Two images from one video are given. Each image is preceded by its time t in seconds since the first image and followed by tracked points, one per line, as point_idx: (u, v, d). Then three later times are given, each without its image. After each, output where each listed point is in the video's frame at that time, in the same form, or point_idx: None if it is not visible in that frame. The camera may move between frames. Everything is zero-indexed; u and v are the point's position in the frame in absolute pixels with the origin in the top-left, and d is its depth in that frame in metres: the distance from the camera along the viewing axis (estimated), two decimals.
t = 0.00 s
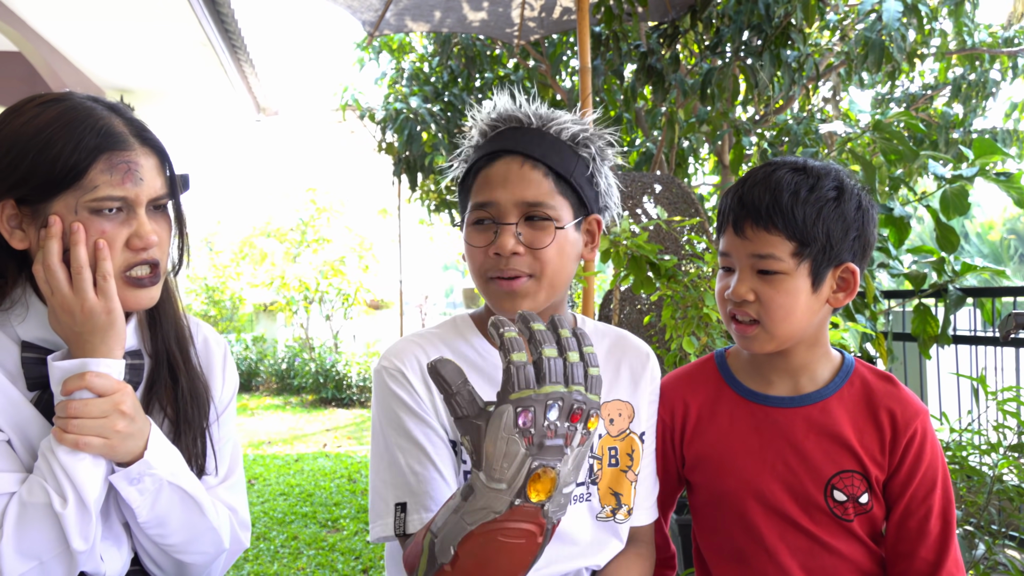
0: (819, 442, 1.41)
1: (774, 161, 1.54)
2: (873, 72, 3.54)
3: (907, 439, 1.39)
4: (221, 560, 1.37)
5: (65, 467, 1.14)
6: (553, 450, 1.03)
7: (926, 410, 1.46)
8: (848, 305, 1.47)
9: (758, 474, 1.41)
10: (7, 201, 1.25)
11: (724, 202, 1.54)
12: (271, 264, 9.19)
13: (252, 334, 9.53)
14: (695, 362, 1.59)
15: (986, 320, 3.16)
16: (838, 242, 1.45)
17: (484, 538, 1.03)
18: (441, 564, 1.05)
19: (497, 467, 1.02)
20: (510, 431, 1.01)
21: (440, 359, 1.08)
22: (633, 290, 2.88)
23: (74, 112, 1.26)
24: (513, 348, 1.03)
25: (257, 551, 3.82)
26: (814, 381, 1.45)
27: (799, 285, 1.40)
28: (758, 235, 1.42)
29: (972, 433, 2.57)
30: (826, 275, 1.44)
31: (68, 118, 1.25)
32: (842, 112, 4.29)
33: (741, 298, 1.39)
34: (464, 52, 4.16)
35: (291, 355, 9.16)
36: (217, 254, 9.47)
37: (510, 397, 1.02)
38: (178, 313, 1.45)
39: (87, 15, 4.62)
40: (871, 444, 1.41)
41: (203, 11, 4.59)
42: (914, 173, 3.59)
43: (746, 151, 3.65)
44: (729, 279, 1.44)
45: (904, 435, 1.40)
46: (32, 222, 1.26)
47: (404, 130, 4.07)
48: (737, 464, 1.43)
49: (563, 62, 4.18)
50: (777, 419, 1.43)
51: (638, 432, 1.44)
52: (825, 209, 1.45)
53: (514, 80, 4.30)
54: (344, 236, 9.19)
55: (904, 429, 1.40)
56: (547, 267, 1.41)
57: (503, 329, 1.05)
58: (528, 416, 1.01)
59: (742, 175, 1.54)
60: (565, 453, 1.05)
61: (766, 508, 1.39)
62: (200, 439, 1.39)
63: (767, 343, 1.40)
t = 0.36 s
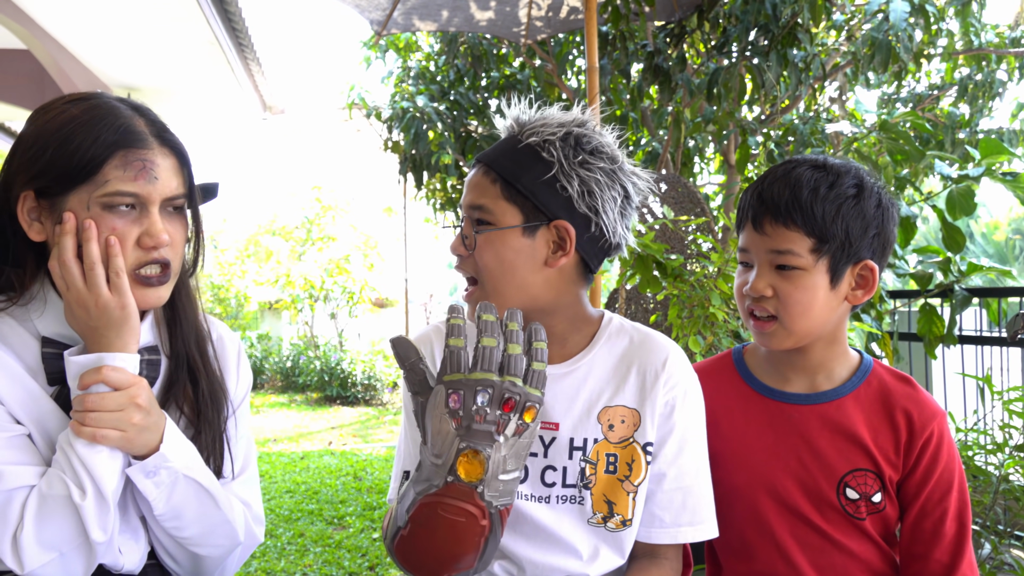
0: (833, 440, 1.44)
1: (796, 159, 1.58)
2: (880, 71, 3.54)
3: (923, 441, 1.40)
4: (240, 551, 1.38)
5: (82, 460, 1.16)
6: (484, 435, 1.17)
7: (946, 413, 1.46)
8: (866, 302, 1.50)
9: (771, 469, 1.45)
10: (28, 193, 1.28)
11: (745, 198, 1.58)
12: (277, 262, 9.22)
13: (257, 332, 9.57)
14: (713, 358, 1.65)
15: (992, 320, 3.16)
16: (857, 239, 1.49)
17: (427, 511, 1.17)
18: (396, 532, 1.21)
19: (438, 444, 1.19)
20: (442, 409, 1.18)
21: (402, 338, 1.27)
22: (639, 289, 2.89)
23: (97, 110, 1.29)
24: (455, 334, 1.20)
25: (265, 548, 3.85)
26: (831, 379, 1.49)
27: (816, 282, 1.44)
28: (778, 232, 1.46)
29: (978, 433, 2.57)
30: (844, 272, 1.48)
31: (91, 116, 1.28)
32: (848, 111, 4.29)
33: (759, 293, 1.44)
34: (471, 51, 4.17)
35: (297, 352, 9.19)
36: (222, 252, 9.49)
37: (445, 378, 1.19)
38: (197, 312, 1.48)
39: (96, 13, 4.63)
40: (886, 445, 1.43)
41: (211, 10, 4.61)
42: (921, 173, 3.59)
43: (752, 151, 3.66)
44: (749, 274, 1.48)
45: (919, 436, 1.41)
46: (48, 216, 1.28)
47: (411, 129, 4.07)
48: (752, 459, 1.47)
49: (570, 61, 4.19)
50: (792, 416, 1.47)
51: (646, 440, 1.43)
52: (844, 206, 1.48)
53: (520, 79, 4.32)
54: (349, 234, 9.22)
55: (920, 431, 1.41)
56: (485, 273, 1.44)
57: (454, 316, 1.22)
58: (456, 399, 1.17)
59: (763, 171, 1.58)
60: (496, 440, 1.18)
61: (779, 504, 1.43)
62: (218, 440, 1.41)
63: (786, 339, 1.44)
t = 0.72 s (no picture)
0: (843, 431, 1.46)
1: (818, 154, 1.58)
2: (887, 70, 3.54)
3: (933, 432, 1.42)
4: (248, 489, 1.39)
5: (81, 393, 1.18)
6: (493, 439, 1.18)
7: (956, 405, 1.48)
8: (877, 302, 1.51)
9: (781, 461, 1.47)
10: (11, 150, 1.29)
11: (763, 191, 1.59)
12: (283, 260, 9.24)
13: (263, 331, 9.59)
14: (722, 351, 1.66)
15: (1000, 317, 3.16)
16: (873, 239, 1.49)
17: (436, 508, 1.19)
18: (405, 530, 1.23)
19: (447, 445, 1.20)
20: (452, 413, 1.19)
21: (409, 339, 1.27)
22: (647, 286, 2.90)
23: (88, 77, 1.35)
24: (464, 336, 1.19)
25: (273, 545, 3.87)
26: (841, 372, 1.50)
27: (828, 279, 1.45)
28: (793, 226, 1.47)
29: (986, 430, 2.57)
30: (857, 271, 1.49)
31: (79, 80, 1.34)
32: (854, 110, 4.29)
33: (770, 287, 1.46)
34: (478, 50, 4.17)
35: (303, 351, 9.21)
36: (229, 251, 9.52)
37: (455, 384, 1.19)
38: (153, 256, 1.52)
39: (104, 13, 4.65)
40: (896, 436, 1.44)
41: (219, 10, 4.63)
42: (927, 170, 3.59)
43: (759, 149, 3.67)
44: (762, 267, 1.50)
45: (929, 428, 1.42)
46: (34, 170, 1.31)
47: (418, 128, 4.08)
48: (762, 450, 1.49)
49: (576, 60, 4.20)
50: (801, 408, 1.49)
51: (655, 438, 1.44)
52: (862, 205, 1.49)
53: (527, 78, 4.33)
54: (355, 233, 9.26)
55: (930, 422, 1.42)
56: (496, 279, 1.44)
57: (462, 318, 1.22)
58: (467, 403, 1.18)
59: (784, 165, 1.59)
60: (505, 443, 1.19)
61: (790, 495, 1.45)
62: (207, 374, 1.46)
63: (793, 333, 1.46)
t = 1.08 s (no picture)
0: (853, 429, 1.47)
1: (830, 152, 1.60)
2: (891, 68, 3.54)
3: (943, 429, 1.43)
4: (255, 483, 1.41)
5: (81, 393, 1.20)
6: (484, 441, 1.21)
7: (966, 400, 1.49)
8: (888, 300, 1.52)
9: (792, 460, 1.49)
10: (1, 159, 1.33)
11: (774, 188, 1.61)
12: (288, 261, 9.28)
13: (269, 332, 9.63)
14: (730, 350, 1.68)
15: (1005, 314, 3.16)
16: (885, 237, 1.51)
17: (432, 510, 1.21)
18: (405, 531, 1.24)
19: (440, 447, 1.23)
20: (443, 412, 1.23)
21: (407, 343, 1.32)
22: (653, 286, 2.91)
23: (71, 84, 1.39)
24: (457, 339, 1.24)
25: (283, 545, 3.89)
26: (851, 370, 1.51)
27: (839, 276, 1.47)
28: (805, 223, 1.49)
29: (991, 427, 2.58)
30: (869, 269, 1.50)
31: (59, 87, 1.37)
32: (859, 108, 4.29)
33: (781, 283, 1.48)
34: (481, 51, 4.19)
35: (309, 352, 9.25)
36: (234, 253, 9.55)
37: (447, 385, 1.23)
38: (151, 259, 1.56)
39: (110, 16, 4.68)
40: (906, 434, 1.45)
41: (224, 13, 4.66)
42: (931, 168, 3.59)
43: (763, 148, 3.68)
44: (773, 263, 1.52)
45: (939, 425, 1.44)
46: (26, 177, 1.34)
47: (423, 129, 4.10)
48: (773, 449, 1.50)
49: (580, 60, 4.21)
50: (811, 407, 1.51)
51: (661, 438, 1.46)
52: (874, 203, 1.51)
53: (530, 79, 4.35)
54: (359, 234, 9.29)
55: (940, 420, 1.44)
56: (499, 280, 1.45)
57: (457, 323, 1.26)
58: (457, 403, 1.21)
59: (796, 162, 1.60)
60: (496, 445, 1.21)
61: (801, 494, 1.47)
62: (206, 371, 1.48)
63: (803, 330, 1.48)
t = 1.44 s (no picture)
0: (887, 438, 1.49)
1: (848, 142, 1.62)
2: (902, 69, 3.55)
3: (980, 442, 1.45)
4: (254, 466, 1.35)
5: (43, 361, 1.18)
6: (496, 430, 1.23)
7: (1008, 410, 1.49)
8: (910, 289, 1.52)
9: (824, 469, 1.51)
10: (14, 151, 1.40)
11: (792, 180, 1.64)
12: (299, 261, 9.35)
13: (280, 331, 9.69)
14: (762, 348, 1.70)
15: (1016, 316, 3.16)
16: (904, 223, 1.51)
17: (448, 500, 1.24)
18: (423, 522, 1.28)
19: (454, 437, 1.26)
20: (455, 403, 1.25)
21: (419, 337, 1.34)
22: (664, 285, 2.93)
23: (63, 73, 1.43)
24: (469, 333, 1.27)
25: (296, 540, 3.93)
26: (880, 375, 1.53)
27: (856, 260, 1.48)
28: (819, 208, 1.52)
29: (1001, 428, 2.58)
30: (888, 254, 1.51)
31: (58, 80, 1.40)
32: (870, 109, 4.30)
33: (796, 270, 1.49)
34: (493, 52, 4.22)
35: (319, 351, 9.30)
36: (245, 252, 9.62)
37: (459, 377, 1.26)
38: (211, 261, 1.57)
39: (126, 17, 4.73)
40: (941, 445, 1.47)
41: (240, 14, 4.71)
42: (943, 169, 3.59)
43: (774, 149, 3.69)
44: (789, 250, 1.54)
45: (977, 438, 1.45)
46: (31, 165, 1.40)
47: (436, 129, 4.13)
48: (806, 457, 1.53)
49: (592, 61, 4.24)
50: (843, 415, 1.52)
51: (673, 432, 1.48)
52: (892, 187, 1.52)
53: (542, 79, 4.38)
54: (369, 233, 9.34)
55: (977, 432, 1.45)
56: (515, 272, 1.48)
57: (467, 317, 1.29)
58: (470, 393, 1.24)
59: (812, 152, 1.63)
60: (508, 436, 1.24)
61: (832, 505, 1.49)
62: (242, 377, 1.42)
63: (818, 315, 1.49)
